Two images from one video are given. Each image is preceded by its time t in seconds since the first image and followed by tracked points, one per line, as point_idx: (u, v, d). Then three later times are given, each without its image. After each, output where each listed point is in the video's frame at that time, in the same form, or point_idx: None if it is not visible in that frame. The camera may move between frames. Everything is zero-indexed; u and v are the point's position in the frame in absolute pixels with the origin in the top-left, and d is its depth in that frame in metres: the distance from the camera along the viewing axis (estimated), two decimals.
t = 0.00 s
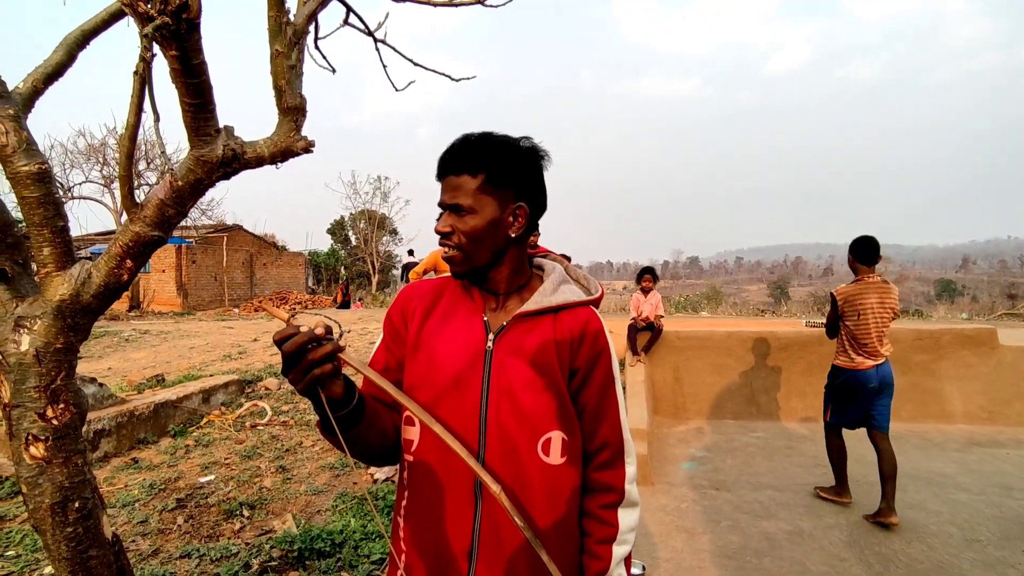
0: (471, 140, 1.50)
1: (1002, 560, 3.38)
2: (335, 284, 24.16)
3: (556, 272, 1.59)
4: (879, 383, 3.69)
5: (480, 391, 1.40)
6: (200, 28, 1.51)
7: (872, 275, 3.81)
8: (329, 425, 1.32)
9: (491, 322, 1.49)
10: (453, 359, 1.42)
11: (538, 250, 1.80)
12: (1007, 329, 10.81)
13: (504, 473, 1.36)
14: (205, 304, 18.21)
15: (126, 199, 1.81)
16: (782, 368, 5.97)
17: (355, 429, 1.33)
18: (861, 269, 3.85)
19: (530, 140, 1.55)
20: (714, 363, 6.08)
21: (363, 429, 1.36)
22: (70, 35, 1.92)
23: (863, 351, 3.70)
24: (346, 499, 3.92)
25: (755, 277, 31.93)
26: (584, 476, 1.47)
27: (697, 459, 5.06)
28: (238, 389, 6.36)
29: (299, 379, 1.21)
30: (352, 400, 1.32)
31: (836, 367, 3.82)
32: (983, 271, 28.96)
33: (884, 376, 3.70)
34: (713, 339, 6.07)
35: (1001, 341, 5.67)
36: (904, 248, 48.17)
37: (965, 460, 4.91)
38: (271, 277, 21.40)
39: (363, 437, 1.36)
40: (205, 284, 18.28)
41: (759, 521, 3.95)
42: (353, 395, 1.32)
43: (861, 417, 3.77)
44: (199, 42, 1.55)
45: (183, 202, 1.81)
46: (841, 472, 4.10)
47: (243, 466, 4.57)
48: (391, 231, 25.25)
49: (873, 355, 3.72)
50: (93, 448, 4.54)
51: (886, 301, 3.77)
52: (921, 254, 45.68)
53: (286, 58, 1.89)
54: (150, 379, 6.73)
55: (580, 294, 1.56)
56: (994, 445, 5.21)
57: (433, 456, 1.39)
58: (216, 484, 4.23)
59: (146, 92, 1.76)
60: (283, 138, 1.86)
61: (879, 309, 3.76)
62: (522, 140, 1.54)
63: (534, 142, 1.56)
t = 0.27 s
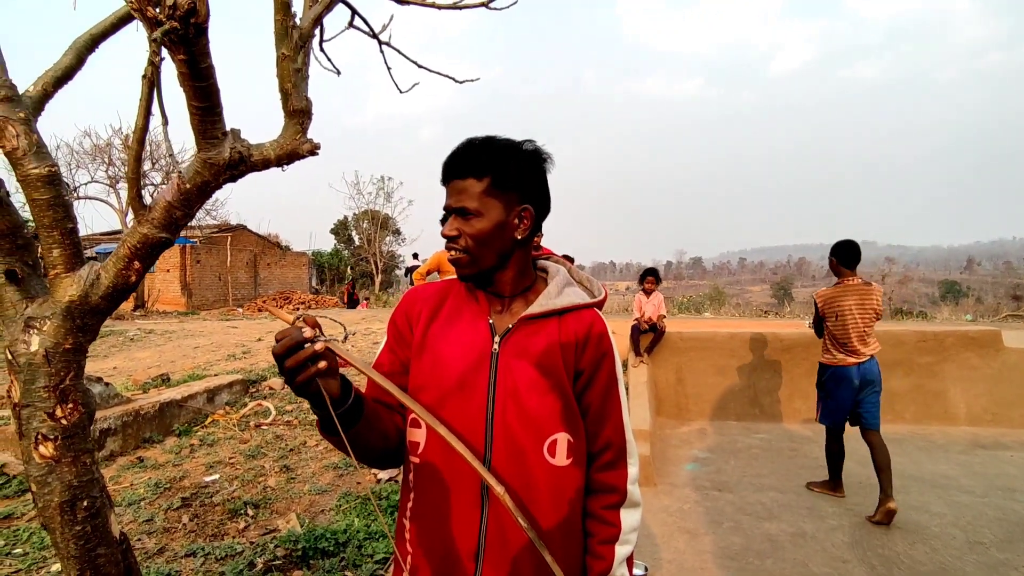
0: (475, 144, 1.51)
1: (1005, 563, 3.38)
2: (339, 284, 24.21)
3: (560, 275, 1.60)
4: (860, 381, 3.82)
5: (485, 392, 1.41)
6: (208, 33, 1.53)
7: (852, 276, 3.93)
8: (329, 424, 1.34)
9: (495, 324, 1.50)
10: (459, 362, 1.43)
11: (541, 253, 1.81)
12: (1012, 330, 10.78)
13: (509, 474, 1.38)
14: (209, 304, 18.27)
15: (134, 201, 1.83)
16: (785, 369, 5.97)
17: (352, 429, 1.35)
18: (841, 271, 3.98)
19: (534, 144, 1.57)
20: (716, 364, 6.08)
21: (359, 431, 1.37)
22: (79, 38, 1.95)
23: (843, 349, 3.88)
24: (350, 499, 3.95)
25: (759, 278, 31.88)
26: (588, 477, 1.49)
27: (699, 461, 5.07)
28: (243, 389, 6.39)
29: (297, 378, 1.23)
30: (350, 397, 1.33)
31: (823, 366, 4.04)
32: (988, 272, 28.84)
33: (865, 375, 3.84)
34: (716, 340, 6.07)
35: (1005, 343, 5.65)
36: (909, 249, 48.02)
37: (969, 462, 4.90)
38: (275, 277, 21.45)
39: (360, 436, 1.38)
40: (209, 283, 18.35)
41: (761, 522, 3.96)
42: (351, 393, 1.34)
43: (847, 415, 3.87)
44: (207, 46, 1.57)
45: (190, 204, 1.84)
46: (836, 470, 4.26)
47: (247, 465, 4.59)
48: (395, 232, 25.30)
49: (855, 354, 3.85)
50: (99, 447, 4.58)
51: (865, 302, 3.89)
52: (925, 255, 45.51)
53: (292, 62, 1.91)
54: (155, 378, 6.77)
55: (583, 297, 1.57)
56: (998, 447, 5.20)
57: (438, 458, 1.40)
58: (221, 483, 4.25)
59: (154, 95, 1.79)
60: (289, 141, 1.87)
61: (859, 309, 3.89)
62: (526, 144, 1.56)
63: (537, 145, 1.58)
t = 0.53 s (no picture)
0: (473, 144, 1.51)
1: (1005, 564, 3.37)
2: (339, 283, 24.23)
3: (559, 275, 1.60)
4: (848, 372, 4.10)
5: (485, 392, 1.41)
6: (207, 32, 1.53)
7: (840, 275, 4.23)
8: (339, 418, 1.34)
9: (495, 324, 1.50)
10: (458, 361, 1.43)
11: (540, 252, 1.81)
12: (1012, 331, 10.76)
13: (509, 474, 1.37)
14: (210, 303, 18.28)
15: (134, 201, 1.83)
16: (785, 369, 5.97)
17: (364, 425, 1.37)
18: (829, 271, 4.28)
19: (532, 143, 1.57)
20: (716, 364, 6.08)
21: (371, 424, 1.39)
22: (79, 37, 1.95)
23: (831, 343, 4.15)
24: (350, 498, 3.94)
25: (759, 278, 31.86)
26: (588, 477, 1.48)
27: (699, 461, 5.06)
28: (243, 388, 6.39)
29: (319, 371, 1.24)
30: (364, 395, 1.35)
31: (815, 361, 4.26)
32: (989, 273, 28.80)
33: (853, 367, 4.10)
34: (716, 340, 6.07)
35: (1006, 343, 5.64)
36: (910, 249, 47.98)
37: (969, 463, 4.90)
38: (276, 277, 21.46)
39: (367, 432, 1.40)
40: (210, 283, 18.36)
41: (762, 523, 3.95)
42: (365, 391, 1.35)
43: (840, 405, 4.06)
44: (206, 45, 1.57)
45: (189, 203, 1.83)
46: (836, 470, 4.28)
47: (247, 464, 4.59)
48: (395, 231, 25.32)
49: (840, 347, 4.13)
50: (98, 446, 4.58)
51: (851, 298, 4.17)
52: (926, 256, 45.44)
53: (291, 61, 1.91)
54: (155, 377, 6.78)
55: (582, 297, 1.57)
56: (999, 448, 5.19)
57: (437, 458, 1.40)
58: (221, 482, 4.25)
59: (153, 94, 1.78)
60: (288, 140, 1.87)
61: (846, 305, 4.16)
62: (524, 143, 1.56)
63: (535, 145, 1.58)
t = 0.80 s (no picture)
0: (473, 138, 1.50)
1: (1003, 561, 3.37)
2: (338, 282, 24.22)
3: (558, 270, 1.60)
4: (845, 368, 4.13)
5: (483, 387, 1.41)
6: (203, 25, 1.52)
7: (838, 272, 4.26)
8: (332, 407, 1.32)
9: (493, 319, 1.50)
10: (457, 356, 1.43)
11: (539, 248, 1.81)
12: (1010, 329, 10.78)
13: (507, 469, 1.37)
14: (208, 301, 18.27)
15: (130, 195, 1.82)
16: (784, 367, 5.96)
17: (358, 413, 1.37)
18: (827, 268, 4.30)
19: (532, 139, 1.56)
20: (715, 362, 6.08)
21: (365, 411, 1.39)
22: (75, 31, 1.94)
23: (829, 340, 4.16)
24: (348, 495, 3.94)
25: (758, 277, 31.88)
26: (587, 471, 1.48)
27: (698, 458, 5.06)
28: (241, 386, 6.38)
29: (315, 357, 1.23)
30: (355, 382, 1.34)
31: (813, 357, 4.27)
32: (987, 272, 28.83)
33: (848, 363, 4.15)
34: (715, 338, 6.06)
35: (1004, 342, 5.65)
36: (909, 248, 48.03)
37: (968, 461, 4.90)
38: (274, 275, 21.45)
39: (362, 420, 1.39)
40: (208, 281, 18.34)
41: (760, 520, 3.95)
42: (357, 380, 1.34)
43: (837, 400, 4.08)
44: (202, 39, 1.56)
45: (186, 198, 1.82)
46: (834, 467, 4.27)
47: (245, 462, 4.59)
48: (394, 230, 25.30)
49: (840, 343, 4.13)
50: (96, 443, 4.57)
51: (850, 296, 4.19)
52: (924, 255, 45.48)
53: (289, 55, 1.89)
54: (153, 375, 6.77)
55: (580, 292, 1.57)
56: (997, 446, 5.19)
57: (435, 453, 1.40)
58: (219, 480, 4.25)
59: (150, 89, 1.77)
60: (286, 135, 1.86)
61: (845, 302, 4.17)
62: (523, 138, 1.55)
63: (535, 140, 1.57)
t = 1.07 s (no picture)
0: (472, 136, 1.50)
1: (999, 559, 3.38)
2: (337, 280, 24.21)
3: (556, 267, 1.60)
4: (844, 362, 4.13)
5: (480, 383, 1.41)
6: (200, 21, 1.52)
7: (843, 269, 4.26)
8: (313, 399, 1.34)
9: (491, 315, 1.50)
10: (453, 351, 1.43)
11: (537, 247, 1.81)
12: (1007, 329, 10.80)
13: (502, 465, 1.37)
14: (207, 299, 18.25)
15: (127, 191, 1.82)
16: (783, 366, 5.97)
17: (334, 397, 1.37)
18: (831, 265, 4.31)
19: (532, 137, 1.57)
20: (714, 360, 6.08)
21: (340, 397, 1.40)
22: (72, 27, 1.94)
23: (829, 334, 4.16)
24: (346, 492, 3.94)
25: (757, 276, 31.92)
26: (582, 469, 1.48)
27: (696, 456, 5.07)
28: (239, 383, 6.38)
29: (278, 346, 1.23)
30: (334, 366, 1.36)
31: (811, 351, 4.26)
32: (986, 271, 28.87)
33: (847, 357, 4.15)
34: (713, 336, 6.07)
35: (1001, 340, 5.66)
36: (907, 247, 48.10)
37: (964, 459, 4.91)
38: (273, 273, 21.44)
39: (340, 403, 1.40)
40: (207, 278, 18.32)
41: (757, 518, 3.96)
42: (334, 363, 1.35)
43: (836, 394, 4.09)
44: (199, 34, 1.56)
45: (184, 194, 1.82)
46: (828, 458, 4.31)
47: (243, 459, 4.59)
48: (393, 228, 25.30)
49: (839, 339, 4.14)
50: (94, 440, 4.57)
51: (852, 293, 4.19)
52: (922, 254, 45.53)
53: (287, 52, 1.89)
54: (152, 372, 6.78)
55: (578, 290, 1.57)
56: (994, 444, 5.21)
57: (431, 447, 1.40)
58: (217, 477, 4.25)
59: (147, 85, 1.77)
60: (283, 131, 1.86)
61: (846, 298, 4.18)
62: (522, 136, 1.55)
63: (534, 138, 1.57)
